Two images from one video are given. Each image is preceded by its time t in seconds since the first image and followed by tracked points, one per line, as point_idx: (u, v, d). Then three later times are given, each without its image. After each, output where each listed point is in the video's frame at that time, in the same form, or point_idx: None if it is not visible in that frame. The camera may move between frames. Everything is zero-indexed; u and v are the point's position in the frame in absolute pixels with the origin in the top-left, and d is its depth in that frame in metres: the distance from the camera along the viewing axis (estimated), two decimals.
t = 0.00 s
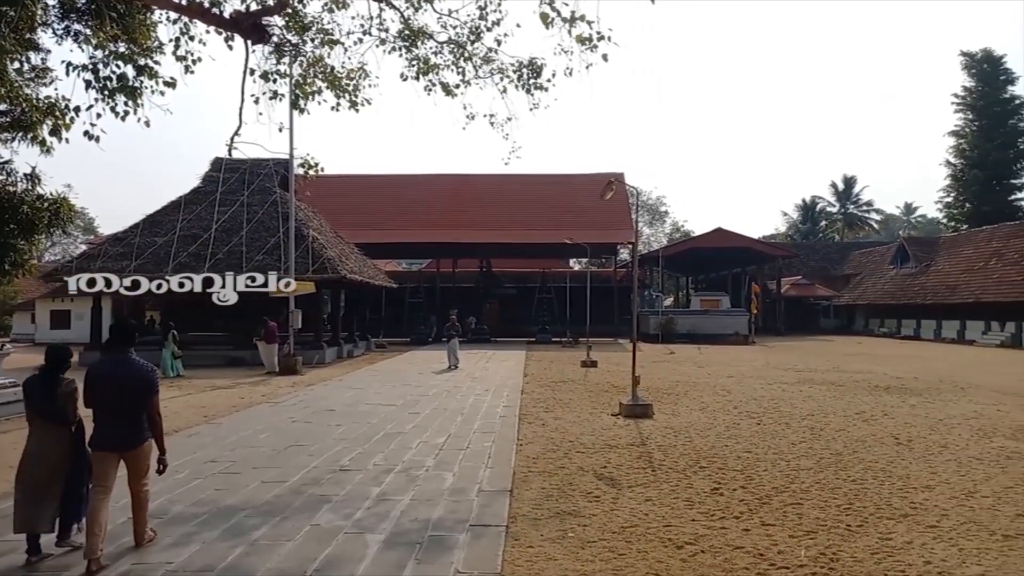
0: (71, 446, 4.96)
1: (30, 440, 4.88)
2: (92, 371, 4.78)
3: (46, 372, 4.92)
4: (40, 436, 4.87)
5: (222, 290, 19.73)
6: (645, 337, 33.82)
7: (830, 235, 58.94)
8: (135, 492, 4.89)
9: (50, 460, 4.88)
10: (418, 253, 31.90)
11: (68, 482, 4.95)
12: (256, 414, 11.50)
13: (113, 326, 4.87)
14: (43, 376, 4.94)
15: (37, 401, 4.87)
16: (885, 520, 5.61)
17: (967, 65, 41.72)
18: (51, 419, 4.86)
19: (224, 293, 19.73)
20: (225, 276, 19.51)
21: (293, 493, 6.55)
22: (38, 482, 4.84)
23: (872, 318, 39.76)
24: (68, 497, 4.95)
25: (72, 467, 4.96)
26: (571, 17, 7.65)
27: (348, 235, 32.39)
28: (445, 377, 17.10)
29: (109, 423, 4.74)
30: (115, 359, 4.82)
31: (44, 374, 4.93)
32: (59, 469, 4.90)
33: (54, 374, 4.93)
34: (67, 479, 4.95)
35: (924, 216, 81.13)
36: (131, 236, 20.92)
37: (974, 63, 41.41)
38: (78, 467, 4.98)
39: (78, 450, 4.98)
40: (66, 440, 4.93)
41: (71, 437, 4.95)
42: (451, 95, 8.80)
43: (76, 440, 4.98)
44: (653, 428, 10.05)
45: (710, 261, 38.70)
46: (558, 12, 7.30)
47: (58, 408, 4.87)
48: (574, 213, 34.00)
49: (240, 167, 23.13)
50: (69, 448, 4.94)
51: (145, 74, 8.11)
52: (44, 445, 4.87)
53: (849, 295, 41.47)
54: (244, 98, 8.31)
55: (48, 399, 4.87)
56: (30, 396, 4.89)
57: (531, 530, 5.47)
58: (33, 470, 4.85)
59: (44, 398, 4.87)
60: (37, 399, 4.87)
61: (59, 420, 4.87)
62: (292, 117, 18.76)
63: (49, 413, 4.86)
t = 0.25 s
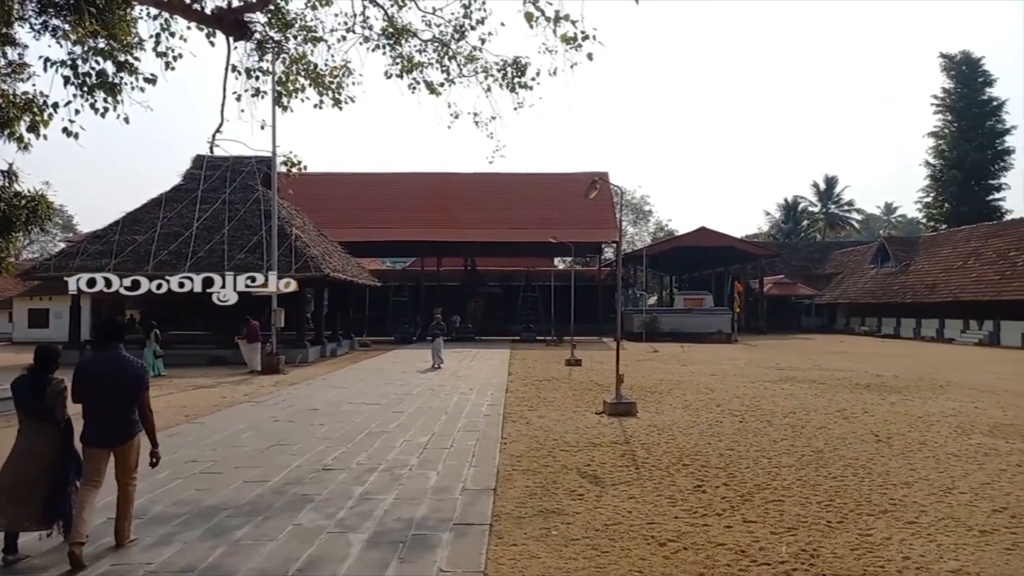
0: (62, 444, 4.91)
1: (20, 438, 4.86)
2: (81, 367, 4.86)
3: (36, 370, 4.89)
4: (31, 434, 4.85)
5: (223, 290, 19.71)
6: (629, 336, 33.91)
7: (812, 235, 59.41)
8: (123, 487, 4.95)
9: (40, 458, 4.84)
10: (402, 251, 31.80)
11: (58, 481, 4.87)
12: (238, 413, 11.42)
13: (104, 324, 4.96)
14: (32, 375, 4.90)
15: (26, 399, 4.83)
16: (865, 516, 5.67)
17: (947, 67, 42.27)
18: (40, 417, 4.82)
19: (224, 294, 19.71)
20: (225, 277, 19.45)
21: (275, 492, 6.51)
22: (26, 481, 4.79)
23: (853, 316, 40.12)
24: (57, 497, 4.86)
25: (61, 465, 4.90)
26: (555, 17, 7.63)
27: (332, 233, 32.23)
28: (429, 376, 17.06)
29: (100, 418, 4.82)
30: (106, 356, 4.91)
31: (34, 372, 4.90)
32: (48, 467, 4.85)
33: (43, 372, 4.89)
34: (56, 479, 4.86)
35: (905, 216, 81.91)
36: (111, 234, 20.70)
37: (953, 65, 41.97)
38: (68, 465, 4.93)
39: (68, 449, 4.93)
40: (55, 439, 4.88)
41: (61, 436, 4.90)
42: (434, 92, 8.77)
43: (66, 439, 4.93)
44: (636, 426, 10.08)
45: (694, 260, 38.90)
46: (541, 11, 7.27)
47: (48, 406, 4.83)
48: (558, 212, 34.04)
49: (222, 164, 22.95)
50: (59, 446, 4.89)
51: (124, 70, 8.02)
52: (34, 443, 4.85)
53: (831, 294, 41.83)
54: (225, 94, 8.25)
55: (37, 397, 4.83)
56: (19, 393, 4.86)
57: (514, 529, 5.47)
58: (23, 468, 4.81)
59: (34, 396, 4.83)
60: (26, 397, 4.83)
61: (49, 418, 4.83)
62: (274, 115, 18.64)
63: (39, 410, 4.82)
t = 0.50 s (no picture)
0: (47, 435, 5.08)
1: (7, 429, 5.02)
2: (64, 359, 4.99)
3: (21, 363, 5.05)
4: (16, 425, 5.01)
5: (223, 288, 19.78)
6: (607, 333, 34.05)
7: (788, 233, 60.01)
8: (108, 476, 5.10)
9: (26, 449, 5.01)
10: (380, 247, 31.65)
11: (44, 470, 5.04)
12: (213, 410, 11.32)
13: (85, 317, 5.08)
14: (17, 368, 5.06)
15: (12, 391, 4.99)
16: (838, 510, 5.75)
17: (920, 68, 42.88)
18: (26, 409, 4.98)
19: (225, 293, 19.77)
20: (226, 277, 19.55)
21: (250, 490, 6.46)
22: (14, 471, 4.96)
23: (828, 313, 40.60)
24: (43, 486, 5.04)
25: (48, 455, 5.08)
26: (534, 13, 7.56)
27: (309, 228, 31.98)
28: (407, 373, 17.01)
29: (84, 409, 4.97)
30: (88, 348, 5.04)
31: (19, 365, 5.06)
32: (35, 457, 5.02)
33: (29, 365, 5.05)
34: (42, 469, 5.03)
35: (879, 214, 82.97)
36: (83, 228, 20.39)
37: (926, 66, 42.60)
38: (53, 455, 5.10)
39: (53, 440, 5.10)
40: (40, 430, 5.05)
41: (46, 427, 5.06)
42: (413, 87, 8.70)
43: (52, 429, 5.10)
44: (614, 422, 10.12)
45: (672, 257, 39.13)
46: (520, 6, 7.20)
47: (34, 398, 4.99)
48: (537, 208, 34.07)
49: (197, 158, 22.68)
50: (45, 436, 5.06)
51: (96, 62, 7.88)
52: (21, 434, 5.02)
53: (806, 291, 42.31)
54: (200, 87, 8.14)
55: (23, 389, 5.00)
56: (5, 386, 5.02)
57: (493, 525, 5.48)
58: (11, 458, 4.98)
59: (20, 388, 5.00)
60: (12, 389, 4.99)
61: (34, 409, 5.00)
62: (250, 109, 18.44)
63: (24, 403, 4.98)
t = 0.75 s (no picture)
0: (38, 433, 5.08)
1: None
2: (54, 357, 4.99)
3: (11, 362, 5.05)
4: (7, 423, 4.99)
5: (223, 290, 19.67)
6: (594, 332, 34.12)
7: (773, 232, 60.38)
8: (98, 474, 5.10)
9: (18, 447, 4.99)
10: (367, 247, 31.55)
11: (35, 468, 5.02)
12: (198, 411, 11.25)
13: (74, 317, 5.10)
14: (6, 366, 5.05)
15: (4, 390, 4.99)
16: (823, 507, 5.79)
17: (903, 69, 43.27)
18: (18, 407, 4.99)
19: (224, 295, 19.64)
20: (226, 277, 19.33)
21: (236, 491, 6.43)
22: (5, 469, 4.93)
23: (813, 312, 40.86)
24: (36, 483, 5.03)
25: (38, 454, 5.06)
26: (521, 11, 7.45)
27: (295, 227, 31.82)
28: (394, 373, 16.97)
29: (74, 407, 4.98)
30: (77, 347, 5.05)
31: (9, 364, 5.05)
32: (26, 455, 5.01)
33: (19, 363, 5.05)
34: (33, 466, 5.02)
35: (863, 213, 83.63)
36: (65, 228, 20.20)
37: (909, 67, 42.99)
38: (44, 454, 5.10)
39: (44, 438, 5.10)
40: (32, 427, 5.05)
41: (37, 424, 5.06)
42: (400, 86, 8.62)
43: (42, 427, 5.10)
44: (601, 421, 10.15)
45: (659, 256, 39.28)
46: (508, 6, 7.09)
47: (26, 396, 5.01)
48: (525, 208, 34.08)
49: (181, 157, 22.52)
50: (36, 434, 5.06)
51: (78, 58, 7.80)
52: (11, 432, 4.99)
53: (791, 290, 42.60)
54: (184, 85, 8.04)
55: (14, 387, 5.01)
56: None
57: (480, 524, 5.48)
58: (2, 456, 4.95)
59: (11, 387, 5.01)
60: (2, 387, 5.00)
61: (27, 407, 5.01)
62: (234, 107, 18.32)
63: (15, 401, 4.99)
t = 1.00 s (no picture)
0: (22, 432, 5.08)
1: None
2: (33, 359, 4.93)
3: None
4: None
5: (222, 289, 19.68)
6: (577, 330, 34.20)
7: (754, 230, 60.79)
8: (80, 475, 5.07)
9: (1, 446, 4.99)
10: (349, 245, 31.40)
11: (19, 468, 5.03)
12: (178, 412, 11.15)
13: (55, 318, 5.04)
14: None
15: None
16: (803, 503, 5.83)
17: (881, 69, 43.76)
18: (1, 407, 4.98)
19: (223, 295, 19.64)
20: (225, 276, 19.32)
21: (216, 492, 6.38)
22: None
23: (793, 310, 41.20)
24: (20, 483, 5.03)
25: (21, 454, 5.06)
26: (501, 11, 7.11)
27: (276, 226, 31.61)
28: (376, 372, 16.91)
29: (55, 409, 4.93)
30: (57, 349, 4.99)
31: None
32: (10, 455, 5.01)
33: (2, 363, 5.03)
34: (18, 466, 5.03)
35: (842, 212, 84.38)
36: (41, 227, 19.94)
37: (887, 67, 43.49)
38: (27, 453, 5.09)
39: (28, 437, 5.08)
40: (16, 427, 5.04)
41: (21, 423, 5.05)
42: (381, 85, 8.54)
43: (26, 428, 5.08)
44: (583, 418, 10.18)
45: (641, 254, 39.43)
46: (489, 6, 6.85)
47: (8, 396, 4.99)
48: (507, 206, 34.06)
49: (160, 155, 22.30)
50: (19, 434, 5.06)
51: (53, 55, 7.69)
52: None
53: (771, 288, 42.93)
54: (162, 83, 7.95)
55: None
56: None
57: (462, 523, 5.48)
58: None
59: None
60: None
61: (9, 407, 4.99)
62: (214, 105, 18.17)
63: None
